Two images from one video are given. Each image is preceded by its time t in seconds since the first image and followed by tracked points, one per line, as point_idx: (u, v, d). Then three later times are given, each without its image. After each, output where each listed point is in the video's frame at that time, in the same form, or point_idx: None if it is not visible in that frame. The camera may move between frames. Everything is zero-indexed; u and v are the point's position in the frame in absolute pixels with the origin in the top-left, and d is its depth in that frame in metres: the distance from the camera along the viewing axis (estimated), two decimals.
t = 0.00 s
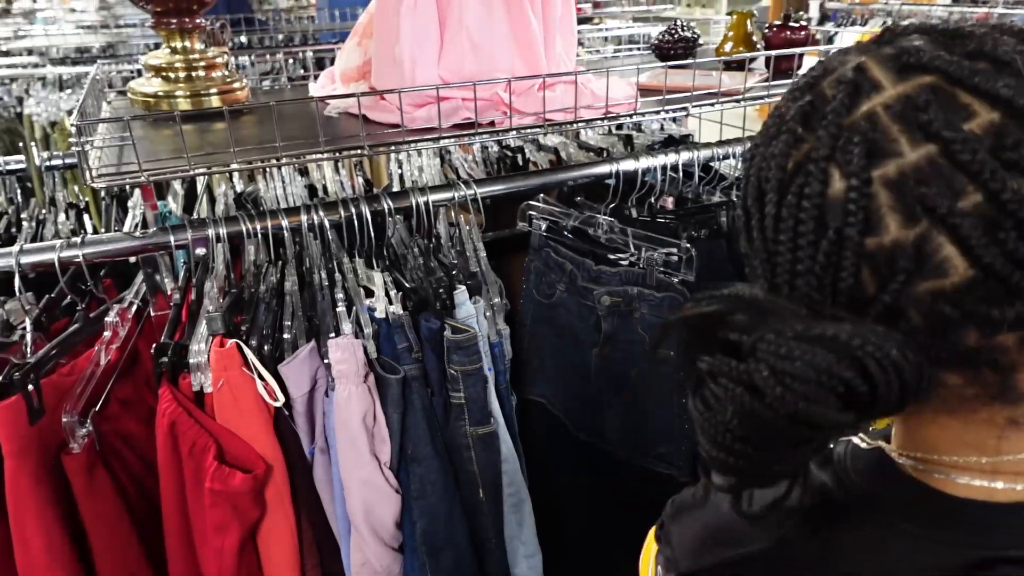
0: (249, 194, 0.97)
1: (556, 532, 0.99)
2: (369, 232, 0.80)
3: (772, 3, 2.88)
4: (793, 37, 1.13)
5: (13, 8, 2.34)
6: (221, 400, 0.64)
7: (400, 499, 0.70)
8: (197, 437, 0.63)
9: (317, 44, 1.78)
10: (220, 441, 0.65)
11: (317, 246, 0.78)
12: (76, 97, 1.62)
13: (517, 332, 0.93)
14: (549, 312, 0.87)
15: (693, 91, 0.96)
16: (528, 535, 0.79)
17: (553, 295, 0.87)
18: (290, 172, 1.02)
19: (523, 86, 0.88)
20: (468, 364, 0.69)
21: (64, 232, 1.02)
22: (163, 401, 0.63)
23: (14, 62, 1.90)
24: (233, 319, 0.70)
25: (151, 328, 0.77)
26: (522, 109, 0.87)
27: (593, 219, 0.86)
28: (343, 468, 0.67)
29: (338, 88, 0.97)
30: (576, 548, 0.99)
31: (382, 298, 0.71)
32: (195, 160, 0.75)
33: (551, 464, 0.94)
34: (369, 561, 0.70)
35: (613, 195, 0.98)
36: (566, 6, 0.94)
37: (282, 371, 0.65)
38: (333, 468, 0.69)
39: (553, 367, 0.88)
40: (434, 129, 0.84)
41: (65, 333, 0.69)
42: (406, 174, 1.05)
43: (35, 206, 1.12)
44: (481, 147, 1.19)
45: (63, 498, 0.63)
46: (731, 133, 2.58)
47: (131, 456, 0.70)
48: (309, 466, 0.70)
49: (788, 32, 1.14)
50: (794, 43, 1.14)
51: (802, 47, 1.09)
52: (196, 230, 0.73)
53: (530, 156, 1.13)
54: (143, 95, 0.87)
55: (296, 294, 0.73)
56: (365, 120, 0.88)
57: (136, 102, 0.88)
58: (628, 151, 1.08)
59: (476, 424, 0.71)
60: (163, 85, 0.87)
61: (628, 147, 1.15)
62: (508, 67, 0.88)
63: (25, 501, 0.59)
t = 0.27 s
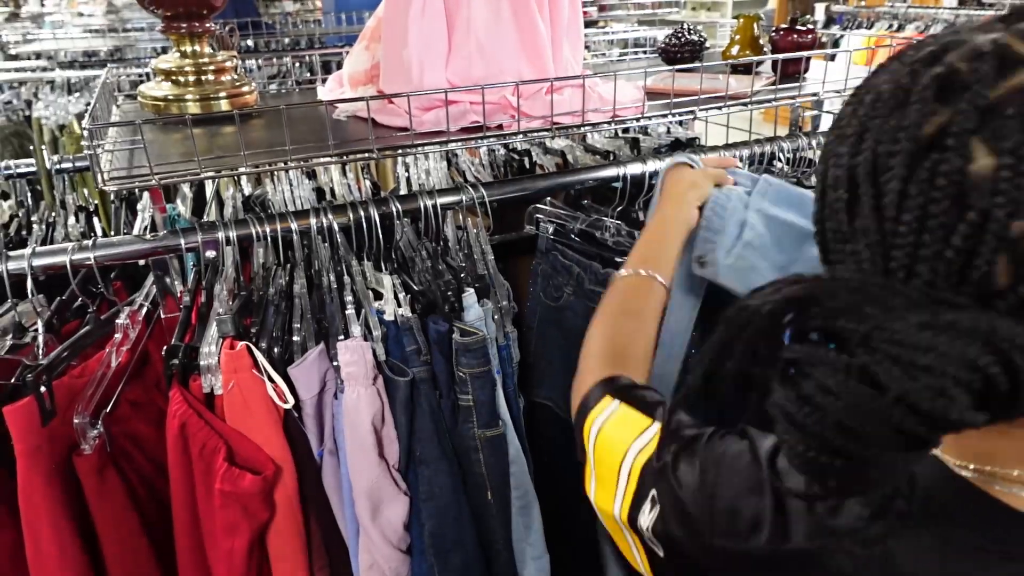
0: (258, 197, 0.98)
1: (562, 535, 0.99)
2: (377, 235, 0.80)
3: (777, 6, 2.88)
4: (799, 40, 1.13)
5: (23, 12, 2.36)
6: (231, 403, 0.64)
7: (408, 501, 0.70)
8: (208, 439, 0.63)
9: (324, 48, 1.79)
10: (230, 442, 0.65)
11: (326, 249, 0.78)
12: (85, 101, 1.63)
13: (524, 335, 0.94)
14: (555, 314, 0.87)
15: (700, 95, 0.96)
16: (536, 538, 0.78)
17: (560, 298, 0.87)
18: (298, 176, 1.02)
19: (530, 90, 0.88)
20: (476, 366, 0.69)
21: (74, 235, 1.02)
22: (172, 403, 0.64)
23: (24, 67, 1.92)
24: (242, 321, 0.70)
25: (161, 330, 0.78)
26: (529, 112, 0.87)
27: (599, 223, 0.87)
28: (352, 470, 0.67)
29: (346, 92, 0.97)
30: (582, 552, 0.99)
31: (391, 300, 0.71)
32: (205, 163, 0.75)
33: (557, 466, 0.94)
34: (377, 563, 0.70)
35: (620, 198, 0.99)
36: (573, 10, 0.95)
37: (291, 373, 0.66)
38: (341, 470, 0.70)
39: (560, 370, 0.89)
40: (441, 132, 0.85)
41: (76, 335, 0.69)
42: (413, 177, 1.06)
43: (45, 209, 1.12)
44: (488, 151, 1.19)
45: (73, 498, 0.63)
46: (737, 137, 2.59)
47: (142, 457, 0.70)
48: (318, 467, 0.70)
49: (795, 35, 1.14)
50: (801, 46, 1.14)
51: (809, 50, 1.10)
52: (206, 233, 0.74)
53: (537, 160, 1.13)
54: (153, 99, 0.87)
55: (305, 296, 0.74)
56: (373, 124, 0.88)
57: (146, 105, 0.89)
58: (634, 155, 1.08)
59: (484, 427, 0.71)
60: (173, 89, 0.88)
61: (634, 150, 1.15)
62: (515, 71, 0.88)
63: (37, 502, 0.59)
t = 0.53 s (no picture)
0: (244, 198, 0.97)
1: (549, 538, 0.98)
2: (365, 235, 0.80)
3: (762, 11, 2.91)
4: (784, 45, 1.14)
5: (5, 10, 2.33)
6: (216, 404, 0.64)
7: (394, 502, 0.70)
8: (192, 440, 0.63)
9: (311, 48, 1.78)
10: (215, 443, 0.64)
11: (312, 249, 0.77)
12: (69, 100, 1.61)
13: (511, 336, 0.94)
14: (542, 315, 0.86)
15: (686, 98, 0.97)
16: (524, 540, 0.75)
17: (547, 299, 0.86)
18: (284, 176, 1.02)
19: (519, 91, 0.88)
20: (463, 367, 0.69)
21: (57, 234, 1.01)
22: (157, 403, 0.63)
23: (5, 65, 1.89)
24: (228, 322, 0.70)
25: (146, 331, 0.77)
26: (517, 114, 0.87)
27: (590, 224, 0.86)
28: (338, 471, 0.67)
29: (333, 93, 0.97)
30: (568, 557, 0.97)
31: (378, 301, 0.71)
32: (191, 163, 0.75)
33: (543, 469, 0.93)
34: (364, 563, 0.70)
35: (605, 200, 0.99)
36: (561, 12, 0.95)
37: (277, 374, 0.66)
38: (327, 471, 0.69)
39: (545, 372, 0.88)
40: (429, 133, 0.84)
41: (59, 335, 0.69)
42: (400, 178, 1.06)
43: (27, 208, 1.11)
44: (475, 152, 1.19)
45: (55, 500, 0.62)
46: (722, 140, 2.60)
47: (125, 458, 0.70)
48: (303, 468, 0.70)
49: (781, 40, 1.15)
50: (786, 51, 1.15)
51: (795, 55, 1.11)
52: (191, 233, 0.73)
53: (524, 161, 1.13)
54: (138, 98, 0.87)
55: (292, 296, 0.73)
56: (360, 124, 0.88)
57: (131, 104, 0.88)
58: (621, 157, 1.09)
59: (471, 428, 0.71)
60: (158, 87, 0.87)
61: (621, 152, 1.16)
62: (503, 72, 0.88)
63: (17, 503, 0.58)
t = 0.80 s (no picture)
0: (237, 196, 0.97)
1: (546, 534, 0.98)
2: (359, 233, 0.80)
3: (753, 8, 2.92)
4: (776, 42, 1.15)
5: None
6: (212, 403, 0.64)
7: (391, 500, 0.70)
8: (187, 439, 0.63)
9: (303, 46, 1.77)
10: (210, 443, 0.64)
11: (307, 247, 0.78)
12: (58, 99, 1.60)
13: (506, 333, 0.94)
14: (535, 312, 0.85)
15: (679, 95, 0.97)
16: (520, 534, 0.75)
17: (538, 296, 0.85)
18: (277, 174, 1.02)
19: (512, 89, 0.88)
20: (460, 364, 0.69)
21: (48, 234, 1.01)
22: (152, 403, 0.63)
23: None
24: (222, 320, 0.70)
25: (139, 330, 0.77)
26: (511, 112, 0.88)
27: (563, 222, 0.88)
28: (334, 470, 0.67)
29: (326, 90, 0.97)
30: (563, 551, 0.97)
31: (374, 300, 0.71)
32: (183, 161, 0.74)
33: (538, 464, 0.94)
34: (359, 562, 0.70)
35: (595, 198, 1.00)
36: (553, 9, 0.95)
37: (273, 372, 0.66)
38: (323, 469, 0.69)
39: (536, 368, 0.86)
40: (423, 131, 0.85)
41: (52, 335, 0.69)
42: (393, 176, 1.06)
43: (17, 207, 1.11)
44: (468, 150, 1.19)
45: (49, 500, 0.62)
46: (714, 137, 2.61)
47: (119, 458, 0.70)
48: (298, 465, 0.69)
49: (772, 37, 1.16)
50: (777, 48, 1.16)
51: (786, 52, 1.11)
52: (185, 231, 0.73)
53: (517, 159, 1.13)
54: (130, 96, 0.86)
55: (286, 294, 0.73)
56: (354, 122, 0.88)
57: (122, 102, 0.88)
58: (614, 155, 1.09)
59: (468, 426, 0.71)
60: (150, 85, 0.87)
61: (614, 150, 1.16)
62: (496, 70, 0.88)
63: (12, 504, 0.58)
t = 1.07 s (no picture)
0: (241, 196, 0.97)
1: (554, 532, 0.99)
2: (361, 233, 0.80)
3: (758, 6, 2.91)
4: (780, 39, 1.14)
5: None
6: (209, 403, 0.64)
7: (376, 503, 0.70)
8: (186, 438, 0.64)
9: (307, 47, 1.78)
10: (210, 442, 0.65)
11: (311, 247, 0.78)
12: (64, 101, 1.61)
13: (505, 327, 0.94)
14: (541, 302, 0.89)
15: (681, 93, 0.97)
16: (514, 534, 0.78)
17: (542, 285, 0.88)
18: (281, 174, 1.02)
19: (515, 88, 0.88)
20: (434, 369, 0.68)
21: (55, 235, 1.01)
22: (152, 402, 0.63)
23: None
24: (221, 320, 0.70)
25: (145, 329, 0.77)
26: (513, 111, 0.88)
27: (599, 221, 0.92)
28: (322, 472, 0.67)
29: (329, 91, 0.97)
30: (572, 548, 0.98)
31: (363, 301, 0.71)
32: (188, 162, 0.75)
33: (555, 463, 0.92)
34: (346, 563, 0.70)
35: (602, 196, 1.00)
36: (555, 7, 0.95)
37: (266, 372, 0.66)
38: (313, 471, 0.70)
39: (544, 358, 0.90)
40: (425, 131, 0.85)
41: (59, 335, 0.69)
42: (397, 176, 1.06)
43: (24, 209, 1.11)
44: (472, 150, 1.20)
45: (58, 499, 0.63)
46: (718, 135, 2.61)
47: (125, 457, 0.70)
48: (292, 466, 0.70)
49: (775, 35, 1.16)
50: (781, 45, 1.15)
51: (789, 49, 1.11)
52: (190, 232, 0.73)
53: (520, 158, 1.14)
54: (135, 98, 0.87)
55: (287, 294, 0.74)
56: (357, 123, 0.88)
57: (127, 104, 0.88)
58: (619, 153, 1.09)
59: (440, 429, 0.71)
60: (154, 87, 0.87)
61: (617, 148, 1.16)
62: (499, 69, 0.88)
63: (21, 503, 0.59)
